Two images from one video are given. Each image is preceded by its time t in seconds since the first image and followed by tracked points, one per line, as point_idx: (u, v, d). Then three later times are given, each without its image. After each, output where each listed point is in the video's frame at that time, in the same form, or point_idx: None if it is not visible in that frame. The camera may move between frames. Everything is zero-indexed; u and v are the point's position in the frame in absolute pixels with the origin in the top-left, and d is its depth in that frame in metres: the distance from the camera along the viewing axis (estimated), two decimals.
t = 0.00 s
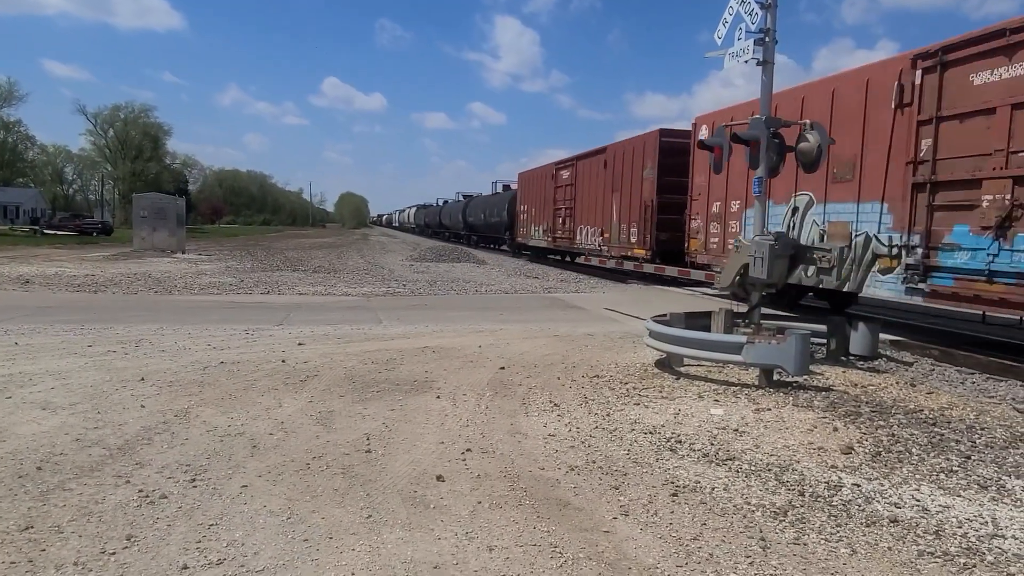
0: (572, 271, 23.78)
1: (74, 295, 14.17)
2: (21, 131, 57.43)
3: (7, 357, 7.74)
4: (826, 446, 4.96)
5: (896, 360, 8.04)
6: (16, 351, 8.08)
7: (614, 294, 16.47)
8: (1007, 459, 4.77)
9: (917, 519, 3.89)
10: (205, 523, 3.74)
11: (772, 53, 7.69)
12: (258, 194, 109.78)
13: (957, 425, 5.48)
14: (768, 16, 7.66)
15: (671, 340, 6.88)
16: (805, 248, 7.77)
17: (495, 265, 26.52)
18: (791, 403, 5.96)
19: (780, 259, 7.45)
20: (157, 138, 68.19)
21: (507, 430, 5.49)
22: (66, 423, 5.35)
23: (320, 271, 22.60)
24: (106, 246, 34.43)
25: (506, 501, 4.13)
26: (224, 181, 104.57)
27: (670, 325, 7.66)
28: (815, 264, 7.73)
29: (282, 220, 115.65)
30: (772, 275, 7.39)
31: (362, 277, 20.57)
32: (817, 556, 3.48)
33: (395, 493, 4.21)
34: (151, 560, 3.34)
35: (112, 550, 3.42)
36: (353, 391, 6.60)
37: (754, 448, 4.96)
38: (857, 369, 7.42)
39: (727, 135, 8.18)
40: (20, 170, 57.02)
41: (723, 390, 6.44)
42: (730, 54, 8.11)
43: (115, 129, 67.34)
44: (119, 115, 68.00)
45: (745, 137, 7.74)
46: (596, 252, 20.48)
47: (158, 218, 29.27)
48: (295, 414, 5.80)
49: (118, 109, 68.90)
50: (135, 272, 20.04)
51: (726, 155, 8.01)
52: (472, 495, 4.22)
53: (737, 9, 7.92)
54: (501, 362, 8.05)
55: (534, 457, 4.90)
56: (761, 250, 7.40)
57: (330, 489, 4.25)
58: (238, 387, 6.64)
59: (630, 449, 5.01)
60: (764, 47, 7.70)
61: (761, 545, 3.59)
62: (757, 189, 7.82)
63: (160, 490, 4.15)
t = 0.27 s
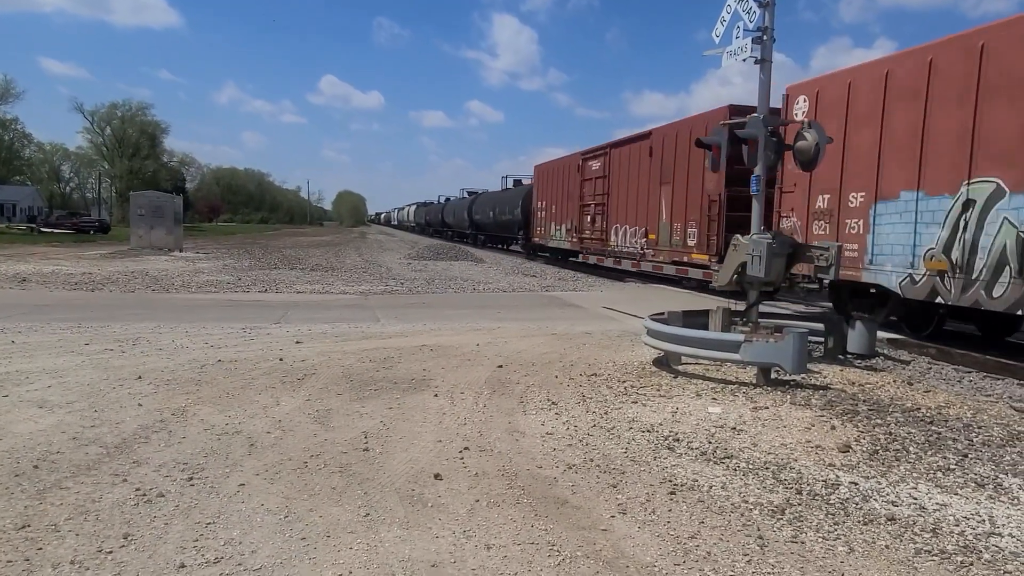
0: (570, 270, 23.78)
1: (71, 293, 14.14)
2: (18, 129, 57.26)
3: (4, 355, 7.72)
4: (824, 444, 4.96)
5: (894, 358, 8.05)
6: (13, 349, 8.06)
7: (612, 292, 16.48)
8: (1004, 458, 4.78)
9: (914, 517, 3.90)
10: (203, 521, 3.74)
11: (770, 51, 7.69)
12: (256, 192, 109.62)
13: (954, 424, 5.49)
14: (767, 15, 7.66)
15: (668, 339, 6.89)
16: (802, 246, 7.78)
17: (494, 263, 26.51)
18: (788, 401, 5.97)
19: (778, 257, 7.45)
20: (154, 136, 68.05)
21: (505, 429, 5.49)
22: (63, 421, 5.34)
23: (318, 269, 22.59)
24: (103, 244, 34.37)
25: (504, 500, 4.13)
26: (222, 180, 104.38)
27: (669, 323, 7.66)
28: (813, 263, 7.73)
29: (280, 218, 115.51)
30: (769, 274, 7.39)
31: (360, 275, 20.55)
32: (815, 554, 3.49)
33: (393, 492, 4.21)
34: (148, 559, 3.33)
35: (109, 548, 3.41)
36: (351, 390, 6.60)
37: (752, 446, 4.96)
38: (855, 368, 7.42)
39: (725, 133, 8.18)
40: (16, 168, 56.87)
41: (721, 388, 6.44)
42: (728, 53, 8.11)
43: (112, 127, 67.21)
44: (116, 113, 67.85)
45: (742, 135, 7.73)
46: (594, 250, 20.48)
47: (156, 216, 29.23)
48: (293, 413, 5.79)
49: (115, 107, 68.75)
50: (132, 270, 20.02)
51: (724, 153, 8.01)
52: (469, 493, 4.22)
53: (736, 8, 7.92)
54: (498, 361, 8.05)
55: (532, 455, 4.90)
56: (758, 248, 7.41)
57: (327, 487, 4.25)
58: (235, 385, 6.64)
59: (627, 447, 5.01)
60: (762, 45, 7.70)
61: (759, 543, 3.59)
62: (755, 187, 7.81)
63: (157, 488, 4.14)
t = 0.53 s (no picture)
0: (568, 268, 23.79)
1: (67, 291, 14.11)
2: (15, 127, 57.09)
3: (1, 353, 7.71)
4: (822, 442, 4.96)
5: (891, 357, 8.06)
6: (9, 348, 8.04)
7: (609, 290, 16.50)
8: (1001, 456, 4.79)
9: (911, 515, 3.90)
10: (200, 520, 3.73)
11: (768, 49, 7.68)
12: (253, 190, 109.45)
13: (951, 422, 5.50)
14: (765, 13, 7.65)
15: (666, 337, 6.89)
16: (799, 244, 7.80)
17: (491, 262, 26.51)
18: (786, 399, 5.97)
19: (775, 255, 7.46)
20: (152, 134, 67.91)
21: (502, 427, 5.48)
22: (60, 420, 5.33)
23: (316, 268, 22.56)
24: (100, 242, 34.29)
25: (501, 498, 4.13)
26: (219, 177, 104.20)
27: (666, 322, 7.67)
28: (810, 262, 7.73)
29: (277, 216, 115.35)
30: (767, 272, 7.40)
31: (358, 273, 20.53)
32: (812, 553, 3.49)
33: (391, 490, 4.20)
34: (144, 557, 3.32)
35: (106, 547, 3.40)
36: (349, 388, 6.59)
37: (750, 445, 4.96)
38: (852, 366, 7.44)
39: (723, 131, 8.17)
40: (13, 165, 56.73)
41: (718, 386, 6.45)
42: (726, 51, 8.10)
43: (110, 124, 67.09)
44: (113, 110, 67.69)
45: (740, 133, 7.72)
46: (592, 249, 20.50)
47: (153, 214, 29.18)
48: (291, 411, 5.79)
49: (113, 104, 68.58)
50: (130, 268, 19.98)
51: (722, 151, 8.00)
52: (466, 492, 4.22)
53: (734, 5, 7.91)
54: (496, 359, 8.05)
55: (530, 453, 4.90)
56: (756, 247, 7.41)
57: (325, 486, 4.25)
58: (233, 383, 6.63)
59: (625, 445, 5.01)
60: (760, 44, 7.69)
61: (756, 542, 3.59)
62: (752, 186, 7.81)
63: (154, 487, 4.13)
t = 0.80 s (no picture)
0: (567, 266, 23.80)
1: (66, 289, 14.11)
2: (13, 124, 56.97)
3: None
4: (820, 440, 4.97)
5: (889, 355, 8.06)
6: (7, 345, 8.03)
7: (608, 288, 16.49)
8: (999, 454, 4.80)
9: (909, 513, 3.90)
10: (198, 517, 3.73)
11: (767, 47, 7.68)
12: (252, 188, 109.34)
13: (950, 420, 5.50)
14: (764, 10, 7.65)
15: (665, 335, 6.89)
16: (797, 243, 7.81)
17: (490, 259, 26.50)
18: (784, 397, 5.98)
19: (774, 254, 7.46)
20: (150, 131, 67.80)
21: (501, 425, 5.49)
22: (59, 417, 5.33)
23: (315, 265, 22.56)
24: (98, 240, 34.28)
25: (500, 495, 4.13)
26: (217, 175, 104.09)
27: (665, 319, 7.66)
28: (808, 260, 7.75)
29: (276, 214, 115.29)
30: (766, 270, 7.40)
31: (357, 271, 20.52)
32: (811, 550, 3.50)
33: (390, 487, 4.20)
34: (143, 555, 3.32)
35: (105, 544, 3.40)
36: (347, 385, 6.60)
37: (748, 442, 4.97)
38: (850, 364, 7.44)
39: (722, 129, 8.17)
40: (11, 163, 56.65)
41: (717, 384, 6.46)
42: (726, 48, 8.10)
43: (108, 121, 67.02)
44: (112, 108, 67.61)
45: (740, 131, 7.72)
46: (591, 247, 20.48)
47: (152, 211, 29.16)
48: (289, 408, 5.79)
49: (111, 101, 68.47)
50: (128, 265, 19.97)
51: (722, 149, 8.00)
52: (465, 489, 4.22)
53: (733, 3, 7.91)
54: (495, 356, 8.05)
55: (529, 451, 4.90)
56: (755, 245, 7.41)
57: (324, 483, 4.24)
58: (231, 380, 6.63)
59: (624, 443, 5.01)
60: (760, 41, 7.68)
61: (755, 539, 3.60)
62: (751, 184, 7.81)
63: (153, 484, 4.13)
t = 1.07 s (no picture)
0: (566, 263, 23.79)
1: (65, 286, 14.09)
2: (12, 121, 56.87)
3: None
4: (819, 437, 4.97)
5: (887, 352, 8.07)
6: (6, 342, 8.02)
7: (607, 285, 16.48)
8: (998, 451, 4.80)
9: (908, 510, 3.91)
10: (197, 515, 3.73)
11: (767, 44, 7.67)
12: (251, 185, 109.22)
13: (948, 417, 5.51)
14: (763, 8, 7.64)
15: (664, 332, 6.88)
16: (796, 239, 7.82)
17: (489, 256, 26.48)
18: (783, 394, 5.98)
19: (773, 251, 7.46)
20: (149, 128, 67.70)
21: (501, 422, 5.49)
22: (58, 414, 5.32)
23: (314, 262, 22.54)
24: (97, 237, 34.26)
25: (499, 492, 4.13)
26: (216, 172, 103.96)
27: (664, 317, 7.66)
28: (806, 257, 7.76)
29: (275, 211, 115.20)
30: (765, 268, 7.40)
31: (356, 268, 20.51)
32: (810, 547, 3.50)
33: (389, 485, 4.20)
34: (142, 552, 3.32)
35: (104, 541, 3.40)
36: (347, 382, 6.59)
37: (747, 439, 4.97)
38: (849, 361, 7.45)
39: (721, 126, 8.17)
40: (10, 160, 56.56)
41: (716, 381, 6.46)
42: (725, 46, 8.09)
43: (106, 119, 66.93)
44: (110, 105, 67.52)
45: (739, 129, 7.71)
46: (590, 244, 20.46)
47: (150, 208, 29.12)
48: (289, 405, 5.79)
49: (109, 98, 68.34)
50: (127, 263, 19.95)
51: (721, 146, 7.99)
52: (465, 486, 4.22)
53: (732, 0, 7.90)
54: (494, 354, 8.05)
55: (528, 448, 4.90)
56: (754, 242, 7.41)
57: (323, 480, 4.24)
58: (230, 378, 6.62)
59: (623, 440, 5.02)
60: (758, 38, 7.67)
61: (754, 536, 3.60)
62: (750, 181, 7.81)
63: (152, 481, 4.13)
